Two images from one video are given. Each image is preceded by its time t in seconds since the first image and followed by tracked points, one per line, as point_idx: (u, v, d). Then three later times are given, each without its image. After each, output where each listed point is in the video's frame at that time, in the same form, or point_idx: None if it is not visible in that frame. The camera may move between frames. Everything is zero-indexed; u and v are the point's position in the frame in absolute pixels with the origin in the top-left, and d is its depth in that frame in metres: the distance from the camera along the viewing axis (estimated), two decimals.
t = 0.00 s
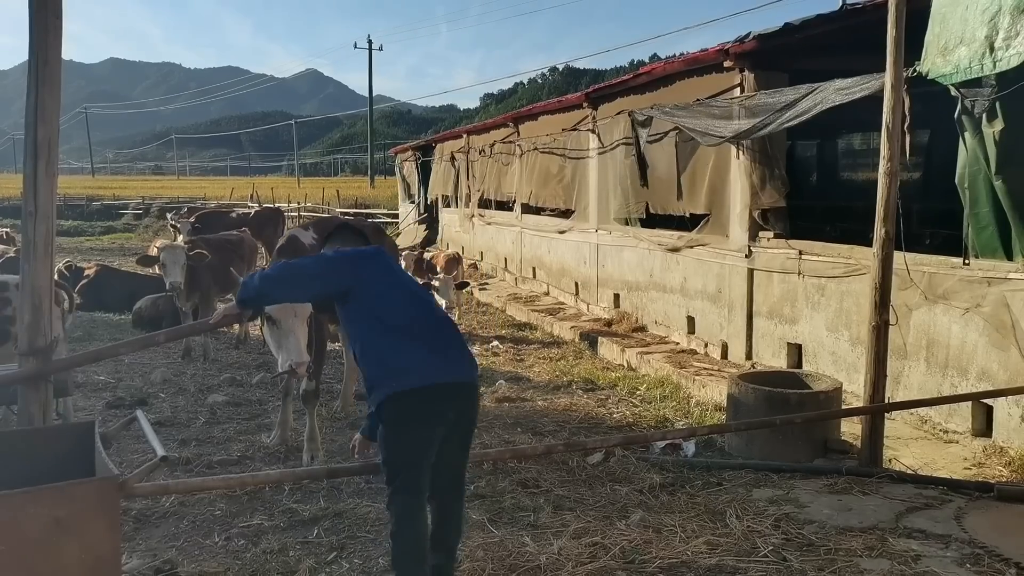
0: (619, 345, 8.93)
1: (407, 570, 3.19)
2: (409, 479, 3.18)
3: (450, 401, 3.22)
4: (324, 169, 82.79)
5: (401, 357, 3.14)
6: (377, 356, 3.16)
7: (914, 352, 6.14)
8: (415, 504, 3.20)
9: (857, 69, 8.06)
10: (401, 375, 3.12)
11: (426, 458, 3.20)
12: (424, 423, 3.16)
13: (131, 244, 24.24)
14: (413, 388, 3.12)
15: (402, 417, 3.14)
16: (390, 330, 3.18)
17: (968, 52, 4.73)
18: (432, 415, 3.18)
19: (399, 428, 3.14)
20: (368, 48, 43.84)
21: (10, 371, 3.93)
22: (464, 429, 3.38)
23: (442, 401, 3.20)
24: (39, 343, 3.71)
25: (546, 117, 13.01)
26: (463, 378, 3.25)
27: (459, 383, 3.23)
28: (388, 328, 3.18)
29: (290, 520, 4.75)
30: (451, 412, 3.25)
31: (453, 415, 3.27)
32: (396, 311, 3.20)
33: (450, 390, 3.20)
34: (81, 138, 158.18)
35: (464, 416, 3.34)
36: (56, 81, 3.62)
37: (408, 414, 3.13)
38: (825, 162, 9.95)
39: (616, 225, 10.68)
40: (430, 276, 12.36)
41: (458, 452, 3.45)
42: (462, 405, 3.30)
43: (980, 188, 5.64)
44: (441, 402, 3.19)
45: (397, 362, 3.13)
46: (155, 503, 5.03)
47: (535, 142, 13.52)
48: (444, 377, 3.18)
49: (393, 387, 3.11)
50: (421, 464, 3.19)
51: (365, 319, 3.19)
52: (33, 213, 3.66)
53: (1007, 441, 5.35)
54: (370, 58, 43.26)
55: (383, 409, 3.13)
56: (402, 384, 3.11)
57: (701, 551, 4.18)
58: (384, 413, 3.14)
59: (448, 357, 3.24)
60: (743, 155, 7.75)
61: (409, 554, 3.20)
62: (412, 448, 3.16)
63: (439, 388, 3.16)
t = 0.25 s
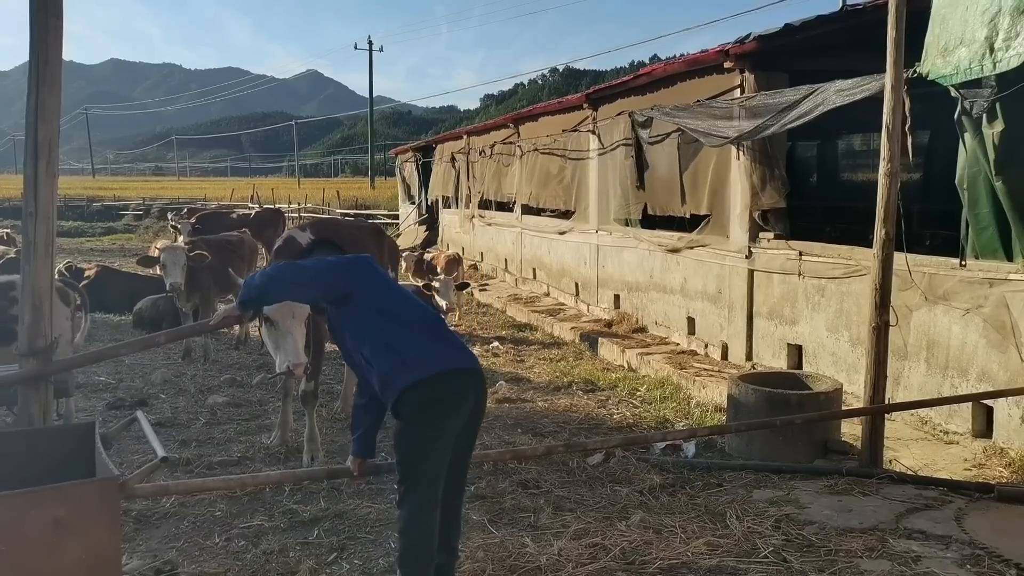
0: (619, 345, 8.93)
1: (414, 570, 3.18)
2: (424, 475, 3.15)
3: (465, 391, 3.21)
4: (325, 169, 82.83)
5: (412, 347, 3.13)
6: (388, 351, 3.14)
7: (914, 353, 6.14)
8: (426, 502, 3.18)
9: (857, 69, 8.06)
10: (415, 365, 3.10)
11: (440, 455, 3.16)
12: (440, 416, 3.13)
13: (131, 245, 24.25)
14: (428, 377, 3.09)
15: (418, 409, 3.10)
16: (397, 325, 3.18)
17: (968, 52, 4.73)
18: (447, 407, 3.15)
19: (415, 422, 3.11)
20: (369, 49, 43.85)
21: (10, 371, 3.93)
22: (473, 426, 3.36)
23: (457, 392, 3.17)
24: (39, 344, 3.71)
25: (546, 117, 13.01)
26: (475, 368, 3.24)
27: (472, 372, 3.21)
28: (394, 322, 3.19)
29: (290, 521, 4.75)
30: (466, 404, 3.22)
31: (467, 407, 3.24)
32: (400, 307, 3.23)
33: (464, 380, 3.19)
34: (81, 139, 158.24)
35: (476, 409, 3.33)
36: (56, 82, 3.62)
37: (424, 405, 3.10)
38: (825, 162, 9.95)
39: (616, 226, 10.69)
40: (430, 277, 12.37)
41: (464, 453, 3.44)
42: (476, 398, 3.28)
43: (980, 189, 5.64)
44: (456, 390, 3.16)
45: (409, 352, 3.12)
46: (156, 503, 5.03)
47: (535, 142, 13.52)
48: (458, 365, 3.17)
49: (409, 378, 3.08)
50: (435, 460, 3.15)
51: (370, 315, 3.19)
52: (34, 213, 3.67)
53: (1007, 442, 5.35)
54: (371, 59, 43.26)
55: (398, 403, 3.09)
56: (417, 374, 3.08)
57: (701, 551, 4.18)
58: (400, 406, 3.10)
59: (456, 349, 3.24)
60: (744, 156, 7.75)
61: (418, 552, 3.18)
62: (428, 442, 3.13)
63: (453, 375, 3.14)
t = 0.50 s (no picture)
0: (619, 345, 8.93)
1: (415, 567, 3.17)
2: (424, 471, 3.16)
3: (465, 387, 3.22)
4: (324, 169, 82.83)
5: (413, 344, 3.13)
6: (388, 348, 3.15)
7: (914, 352, 6.14)
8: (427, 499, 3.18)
9: (857, 69, 8.06)
10: (416, 361, 3.10)
11: (440, 451, 3.18)
12: (441, 412, 3.14)
13: (131, 244, 24.25)
14: (430, 373, 3.10)
15: (420, 405, 3.11)
16: (398, 322, 3.18)
17: (968, 52, 4.73)
18: (448, 403, 3.16)
19: (416, 418, 3.12)
20: (368, 48, 43.83)
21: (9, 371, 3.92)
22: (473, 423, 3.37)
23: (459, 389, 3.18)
24: (39, 344, 3.71)
25: (546, 117, 13.01)
26: (475, 363, 3.25)
27: (473, 369, 3.22)
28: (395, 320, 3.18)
29: (290, 520, 4.75)
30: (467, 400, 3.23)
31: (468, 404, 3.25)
32: (401, 304, 3.22)
33: (465, 376, 3.19)
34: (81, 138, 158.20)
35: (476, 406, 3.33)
36: (56, 81, 3.61)
37: (426, 402, 3.10)
38: (825, 162, 9.95)
39: (616, 226, 10.68)
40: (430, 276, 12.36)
41: (465, 449, 3.45)
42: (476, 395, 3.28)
43: (980, 188, 5.64)
44: (458, 386, 3.17)
45: (411, 350, 3.12)
46: (156, 503, 5.03)
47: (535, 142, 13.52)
48: (459, 362, 3.18)
49: (410, 374, 3.09)
50: (435, 456, 3.17)
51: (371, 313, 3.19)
52: (33, 213, 3.66)
53: (1007, 441, 5.35)
54: (370, 58, 43.23)
55: (400, 400, 3.10)
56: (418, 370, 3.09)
57: (701, 551, 4.18)
58: (401, 402, 3.10)
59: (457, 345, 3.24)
60: (744, 156, 7.75)
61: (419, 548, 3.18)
62: (429, 438, 3.14)
63: (455, 372, 3.15)
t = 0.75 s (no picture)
0: (619, 345, 8.93)
1: (412, 565, 3.18)
2: (420, 469, 3.16)
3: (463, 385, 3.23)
4: (325, 170, 82.86)
5: (412, 344, 3.14)
6: (387, 348, 3.15)
7: (914, 353, 6.14)
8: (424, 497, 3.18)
9: (857, 69, 8.06)
10: (414, 360, 3.12)
11: (437, 450, 3.19)
12: (438, 411, 3.15)
13: (131, 245, 24.26)
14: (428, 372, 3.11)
15: (417, 404, 3.11)
16: (396, 322, 3.19)
17: (968, 53, 4.73)
18: (445, 402, 3.17)
19: (414, 417, 3.12)
20: (369, 49, 43.84)
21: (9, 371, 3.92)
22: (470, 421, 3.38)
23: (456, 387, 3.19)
24: (39, 344, 3.70)
25: (546, 117, 13.01)
26: (472, 362, 3.26)
27: (470, 367, 3.24)
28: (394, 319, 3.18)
29: (290, 520, 4.75)
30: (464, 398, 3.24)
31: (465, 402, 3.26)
32: (399, 303, 3.22)
33: (462, 374, 3.21)
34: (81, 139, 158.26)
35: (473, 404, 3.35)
36: (56, 81, 3.61)
37: (423, 400, 3.11)
38: (825, 163, 9.95)
39: (616, 226, 10.69)
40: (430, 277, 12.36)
41: (463, 448, 3.46)
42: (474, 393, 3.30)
43: (980, 188, 5.63)
44: (455, 385, 3.18)
45: (410, 349, 3.13)
46: (156, 503, 5.03)
47: (535, 142, 13.52)
48: (457, 361, 3.19)
49: (408, 373, 3.10)
50: (432, 455, 3.18)
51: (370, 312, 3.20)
52: (33, 213, 3.66)
53: (1007, 441, 5.35)
54: (371, 59, 43.21)
55: (398, 399, 3.10)
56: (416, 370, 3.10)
57: (701, 551, 4.18)
58: (398, 401, 3.11)
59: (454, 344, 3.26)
60: (744, 156, 7.75)
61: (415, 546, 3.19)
62: (426, 436, 3.14)
63: (452, 371, 3.16)
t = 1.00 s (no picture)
0: (619, 345, 8.93)
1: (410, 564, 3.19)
2: (421, 472, 3.15)
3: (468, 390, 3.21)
4: (324, 169, 82.84)
5: (415, 349, 3.12)
6: (391, 355, 3.13)
7: (914, 353, 6.14)
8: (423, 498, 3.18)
9: (857, 69, 8.06)
10: (419, 365, 3.10)
11: (440, 454, 3.17)
12: (443, 416, 3.13)
13: (131, 244, 24.25)
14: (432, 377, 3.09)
15: (420, 408, 3.10)
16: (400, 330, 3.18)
17: (967, 52, 4.73)
18: (449, 406, 3.15)
19: (415, 420, 3.10)
20: (369, 49, 43.82)
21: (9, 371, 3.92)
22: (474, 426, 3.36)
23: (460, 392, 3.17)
24: (39, 344, 3.70)
25: (546, 117, 13.01)
26: (476, 367, 3.24)
27: (474, 372, 3.22)
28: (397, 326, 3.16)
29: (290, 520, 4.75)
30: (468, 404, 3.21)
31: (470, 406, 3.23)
32: (401, 312, 3.22)
33: (466, 379, 3.19)
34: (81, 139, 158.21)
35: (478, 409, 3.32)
36: (56, 81, 3.61)
37: (429, 406, 3.10)
38: (825, 162, 9.95)
39: (616, 226, 10.68)
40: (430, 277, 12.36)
41: (466, 451, 3.45)
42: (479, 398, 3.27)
43: (980, 188, 5.63)
44: (459, 389, 3.16)
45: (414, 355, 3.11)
46: (156, 503, 5.03)
47: (535, 141, 13.52)
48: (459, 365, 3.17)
49: (414, 379, 3.08)
50: (435, 459, 3.16)
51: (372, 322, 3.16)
52: (33, 213, 3.66)
53: (1007, 441, 5.36)
54: (371, 59, 43.18)
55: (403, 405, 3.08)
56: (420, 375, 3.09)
57: (701, 551, 4.18)
58: (404, 407, 3.08)
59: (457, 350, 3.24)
60: (744, 156, 7.75)
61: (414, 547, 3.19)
62: (429, 440, 3.12)
63: (456, 375, 3.14)
